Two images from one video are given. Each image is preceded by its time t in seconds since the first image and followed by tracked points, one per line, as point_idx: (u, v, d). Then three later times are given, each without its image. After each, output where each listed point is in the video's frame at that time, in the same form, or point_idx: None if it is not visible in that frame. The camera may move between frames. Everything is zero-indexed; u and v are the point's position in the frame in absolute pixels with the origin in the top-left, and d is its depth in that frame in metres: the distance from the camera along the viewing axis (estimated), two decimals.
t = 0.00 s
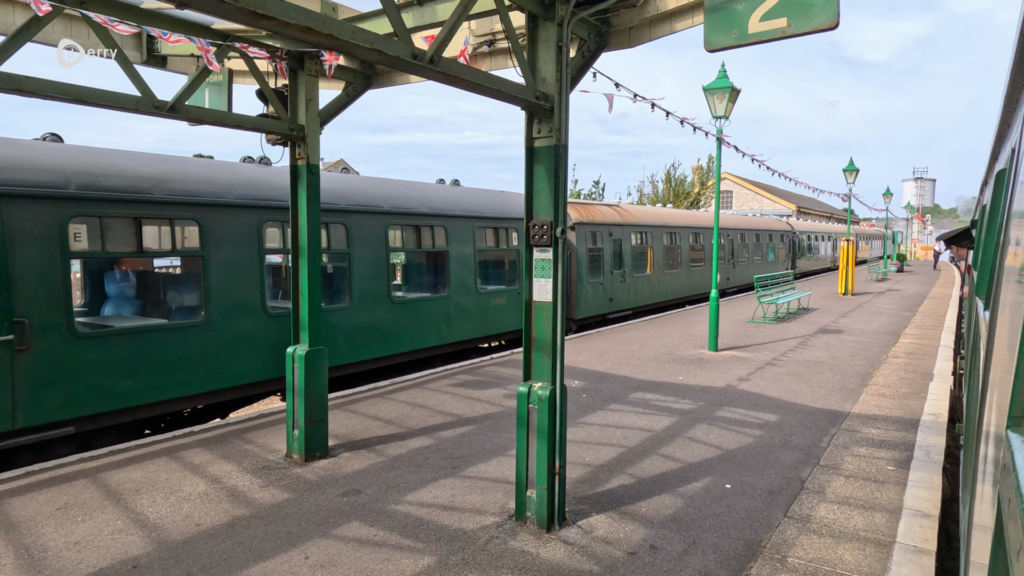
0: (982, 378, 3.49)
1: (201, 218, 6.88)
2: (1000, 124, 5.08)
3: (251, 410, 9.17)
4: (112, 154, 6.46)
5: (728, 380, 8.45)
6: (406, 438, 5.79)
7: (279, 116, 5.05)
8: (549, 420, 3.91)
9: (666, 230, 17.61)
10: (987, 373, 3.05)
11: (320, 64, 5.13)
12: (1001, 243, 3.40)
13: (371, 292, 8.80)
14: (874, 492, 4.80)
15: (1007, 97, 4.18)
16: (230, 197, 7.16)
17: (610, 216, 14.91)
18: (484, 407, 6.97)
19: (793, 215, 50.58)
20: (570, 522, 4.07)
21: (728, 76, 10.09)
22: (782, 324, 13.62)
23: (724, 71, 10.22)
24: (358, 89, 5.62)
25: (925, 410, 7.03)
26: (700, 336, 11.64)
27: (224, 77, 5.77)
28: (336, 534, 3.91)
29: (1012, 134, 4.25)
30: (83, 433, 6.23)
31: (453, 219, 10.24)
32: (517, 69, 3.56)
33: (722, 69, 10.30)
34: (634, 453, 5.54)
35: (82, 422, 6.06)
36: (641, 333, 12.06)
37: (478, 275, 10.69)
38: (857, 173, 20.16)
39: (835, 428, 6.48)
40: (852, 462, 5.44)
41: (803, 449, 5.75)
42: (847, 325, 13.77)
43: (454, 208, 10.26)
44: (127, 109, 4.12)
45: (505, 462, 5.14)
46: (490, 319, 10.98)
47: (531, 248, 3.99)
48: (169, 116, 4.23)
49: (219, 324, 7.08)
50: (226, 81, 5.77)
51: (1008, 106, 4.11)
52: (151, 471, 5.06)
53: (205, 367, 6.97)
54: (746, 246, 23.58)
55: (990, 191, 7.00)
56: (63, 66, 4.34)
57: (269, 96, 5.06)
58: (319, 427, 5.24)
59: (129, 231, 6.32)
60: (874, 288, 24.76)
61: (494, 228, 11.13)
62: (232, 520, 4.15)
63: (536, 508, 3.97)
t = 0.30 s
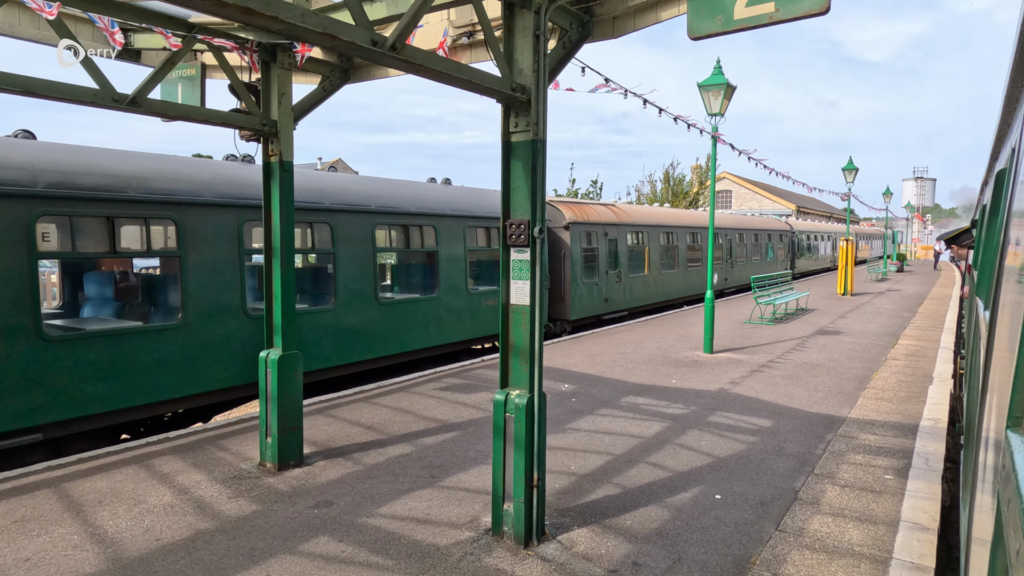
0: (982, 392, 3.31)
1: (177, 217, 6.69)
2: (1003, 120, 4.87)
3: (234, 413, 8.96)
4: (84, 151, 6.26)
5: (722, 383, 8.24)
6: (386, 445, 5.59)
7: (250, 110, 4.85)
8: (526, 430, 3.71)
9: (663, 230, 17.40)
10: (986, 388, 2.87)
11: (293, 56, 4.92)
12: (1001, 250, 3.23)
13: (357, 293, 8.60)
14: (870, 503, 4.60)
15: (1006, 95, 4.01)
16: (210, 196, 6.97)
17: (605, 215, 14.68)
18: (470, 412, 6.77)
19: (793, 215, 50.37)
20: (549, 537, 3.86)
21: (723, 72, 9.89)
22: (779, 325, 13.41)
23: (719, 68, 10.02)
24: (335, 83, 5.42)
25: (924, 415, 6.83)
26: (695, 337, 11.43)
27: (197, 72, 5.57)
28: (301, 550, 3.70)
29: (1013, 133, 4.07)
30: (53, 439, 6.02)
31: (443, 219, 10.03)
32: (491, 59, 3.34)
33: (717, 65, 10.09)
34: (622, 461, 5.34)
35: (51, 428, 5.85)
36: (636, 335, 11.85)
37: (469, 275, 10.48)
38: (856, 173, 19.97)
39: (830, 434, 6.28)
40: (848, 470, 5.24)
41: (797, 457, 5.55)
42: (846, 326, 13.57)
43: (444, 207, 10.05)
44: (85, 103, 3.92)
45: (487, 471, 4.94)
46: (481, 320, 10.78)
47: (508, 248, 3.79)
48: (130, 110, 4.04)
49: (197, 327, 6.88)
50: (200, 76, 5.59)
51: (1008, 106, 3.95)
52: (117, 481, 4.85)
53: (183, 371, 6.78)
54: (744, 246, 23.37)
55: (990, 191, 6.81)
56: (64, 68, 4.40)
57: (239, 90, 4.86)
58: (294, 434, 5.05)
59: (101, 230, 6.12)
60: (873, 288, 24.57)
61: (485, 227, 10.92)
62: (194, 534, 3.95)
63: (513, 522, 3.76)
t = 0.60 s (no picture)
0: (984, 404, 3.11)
1: (153, 217, 6.50)
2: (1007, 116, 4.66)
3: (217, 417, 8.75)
4: (56, 148, 6.05)
5: (717, 387, 8.02)
6: (365, 453, 5.38)
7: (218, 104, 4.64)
8: (502, 441, 3.50)
9: (660, 230, 17.16)
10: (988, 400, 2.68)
11: (264, 48, 4.70)
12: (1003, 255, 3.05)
13: (343, 294, 8.39)
14: (867, 516, 4.39)
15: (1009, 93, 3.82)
16: (187, 195, 6.78)
17: (601, 215, 14.46)
18: (455, 418, 6.56)
19: (793, 215, 50.13)
20: (526, 554, 3.65)
21: (719, 68, 9.67)
22: (778, 326, 13.19)
23: (715, 64, 9.81)
24: (310, 77, 5.21)
25: (924, 421, 6.61)
26: (691, 339, 11.21)
27: (167, 65, 5.33)
28: (262, 570, 3.49)
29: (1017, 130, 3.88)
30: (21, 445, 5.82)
31: (433, 219, 9.81)
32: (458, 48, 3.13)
33: (713, 61, 9.88)
34: (609, 470, 5.13)
35: (18, 434, 5.65)
36: (631, 337, 11.64)
37: (459, 276, 10.27)
38: (856, 172, 19.75)
39: (827, 440, 6.07)
40: (844, 481, 5.03)
41: (792, 466, 5.34)
42: (845, 328, 13.34)
43: (434, 207, 9.83)
44: (35, 95, 3.72)
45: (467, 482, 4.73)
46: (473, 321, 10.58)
47: (482, 249, 3.58)
48: (84, 102, 3.84)
49: (173, 329, 6.69)
50: (170, 69, 5.33)
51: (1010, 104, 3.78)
52: (79, 491, 4.64)
53: (159, 375, 6.59)
54: (744, 246, 23.15)
55: (992, 190, 6.61)
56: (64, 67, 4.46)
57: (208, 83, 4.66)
58: (266, 442, 4.84)
59: (73, 230, 5.93)
60: (874, 288, 24.36)
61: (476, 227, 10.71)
62: (152, 551, 3.74)
63: (487, 539, 3.55)
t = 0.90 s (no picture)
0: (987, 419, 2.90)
1: (127, 216, 6.29)
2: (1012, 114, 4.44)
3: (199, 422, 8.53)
4: (26, 144, 5.84)
5: (712, 391, 7.80)
6: (341, 462, 5.17)
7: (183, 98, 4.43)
8: (472, 454, 3.28)
9: (659, 229, 16.93)
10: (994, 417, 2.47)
11: (231, 39, 4.48)
12: (1009, 260, 2.85)
13: (329, 295, 8.19)
14: (864, 531, 4.16)
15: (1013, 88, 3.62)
16: (163, 193, 6.57)
17: (597, 214, 14.22)
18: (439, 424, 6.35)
19: (795, 214, 49.84)
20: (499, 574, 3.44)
21: (716, 64, 9.45)
22: (777, 328, 12.96)
23: (711, 60, 9.59)
24: (284, 70, 4.99)
25: (926, 427, 6.38)
26: (688, 341, 10.98)
27: (135, 58, 5.11)
28: None
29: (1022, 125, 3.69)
30: None
31: (423, 218, 9.59)
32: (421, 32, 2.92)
33: (709, 57, 9.66)
34: (595, 481, 4.91)
35: None
36: (627, 339, 11.41)
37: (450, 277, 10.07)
38: (858, 171, 19.51)
39: (824, 448, 5.84)
40: (841, 493, 4.80)
41: (787, 475, 5.12)
42: (846, 329, 13.09)
43: (425, 206, 9.62)
44: None
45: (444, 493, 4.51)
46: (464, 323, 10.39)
47: (451, 250, 3.36)
48: (32, 94, 3.69)
49: (148, 332, 6.47)
50: (139, 62, 5.12)
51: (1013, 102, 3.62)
52: (38, 503, 4.42)
53: (135, 379, 6.38)
54: (744, 246, 22.91)
55: (995, 189, 6.39)
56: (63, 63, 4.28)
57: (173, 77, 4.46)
58: (236, 451, 4.64)
59: (42, 229, 5.71)
60: (875, 288, 24.11)
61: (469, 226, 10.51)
62: (104, 569, 3.53)
63: (458, 559, 3.33)
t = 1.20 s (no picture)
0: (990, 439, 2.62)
1: (99, 216, 6.08)
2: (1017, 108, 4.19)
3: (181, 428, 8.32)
4: None
5: (707, 396, 7.56)
6: (314, 473, 4.95)
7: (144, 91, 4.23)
8: (437, 471, 3.06)
9: (657, 229, 16.69)
10: (994, 444, 2.19)
11: (195, 30, 4.27)
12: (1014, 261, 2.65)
13: (313, 297, 7.97)
14: (861, 548, 3.93)
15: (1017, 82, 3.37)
16: (136, 192, 6.37)
17: (593, 214, 13.99)
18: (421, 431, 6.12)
19: (797, 214, 49.55)
20: None
21: (712, 60, 9.22)
22: (776, 330, 12.72)
23: (707, 56, 9.36)
24: (253, 62, 4.77)
25: (927, 435, 6.14)
26: (684, 344, 10.75)
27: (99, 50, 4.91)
28: None
29: None
30: None
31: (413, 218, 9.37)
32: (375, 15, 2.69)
33: (705, 52, 9.42)
34: (579, 493, 4.68)
35: None
36: (622, 341, 11.17)
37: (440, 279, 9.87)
38: (859, 170, 19.26)
39: (821, 457, 5.61)
40: (836, 505, 4.57)
41: (780, 487, 4.89)
42: (846, 331, 12.85)
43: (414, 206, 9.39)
44: None
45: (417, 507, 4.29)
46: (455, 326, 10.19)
47: (416, 251, 3.13)
48: None
49: (122, 336, 6.25)
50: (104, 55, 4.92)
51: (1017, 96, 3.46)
52: None
53: (109, 384, 6.17)
54: (744, 246, 22.67)
55: (999, 188, 6.16)
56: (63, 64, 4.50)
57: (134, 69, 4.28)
58: (201, 462, 4.42)
59: (8, 230, 5.48)
60: (877, 289, 23.84)
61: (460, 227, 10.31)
62: None
63: None
